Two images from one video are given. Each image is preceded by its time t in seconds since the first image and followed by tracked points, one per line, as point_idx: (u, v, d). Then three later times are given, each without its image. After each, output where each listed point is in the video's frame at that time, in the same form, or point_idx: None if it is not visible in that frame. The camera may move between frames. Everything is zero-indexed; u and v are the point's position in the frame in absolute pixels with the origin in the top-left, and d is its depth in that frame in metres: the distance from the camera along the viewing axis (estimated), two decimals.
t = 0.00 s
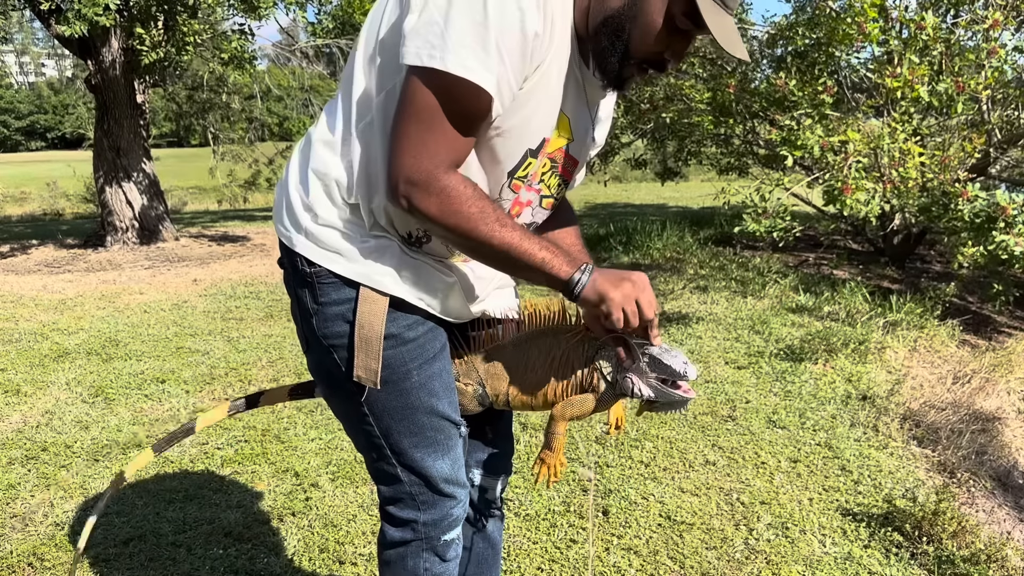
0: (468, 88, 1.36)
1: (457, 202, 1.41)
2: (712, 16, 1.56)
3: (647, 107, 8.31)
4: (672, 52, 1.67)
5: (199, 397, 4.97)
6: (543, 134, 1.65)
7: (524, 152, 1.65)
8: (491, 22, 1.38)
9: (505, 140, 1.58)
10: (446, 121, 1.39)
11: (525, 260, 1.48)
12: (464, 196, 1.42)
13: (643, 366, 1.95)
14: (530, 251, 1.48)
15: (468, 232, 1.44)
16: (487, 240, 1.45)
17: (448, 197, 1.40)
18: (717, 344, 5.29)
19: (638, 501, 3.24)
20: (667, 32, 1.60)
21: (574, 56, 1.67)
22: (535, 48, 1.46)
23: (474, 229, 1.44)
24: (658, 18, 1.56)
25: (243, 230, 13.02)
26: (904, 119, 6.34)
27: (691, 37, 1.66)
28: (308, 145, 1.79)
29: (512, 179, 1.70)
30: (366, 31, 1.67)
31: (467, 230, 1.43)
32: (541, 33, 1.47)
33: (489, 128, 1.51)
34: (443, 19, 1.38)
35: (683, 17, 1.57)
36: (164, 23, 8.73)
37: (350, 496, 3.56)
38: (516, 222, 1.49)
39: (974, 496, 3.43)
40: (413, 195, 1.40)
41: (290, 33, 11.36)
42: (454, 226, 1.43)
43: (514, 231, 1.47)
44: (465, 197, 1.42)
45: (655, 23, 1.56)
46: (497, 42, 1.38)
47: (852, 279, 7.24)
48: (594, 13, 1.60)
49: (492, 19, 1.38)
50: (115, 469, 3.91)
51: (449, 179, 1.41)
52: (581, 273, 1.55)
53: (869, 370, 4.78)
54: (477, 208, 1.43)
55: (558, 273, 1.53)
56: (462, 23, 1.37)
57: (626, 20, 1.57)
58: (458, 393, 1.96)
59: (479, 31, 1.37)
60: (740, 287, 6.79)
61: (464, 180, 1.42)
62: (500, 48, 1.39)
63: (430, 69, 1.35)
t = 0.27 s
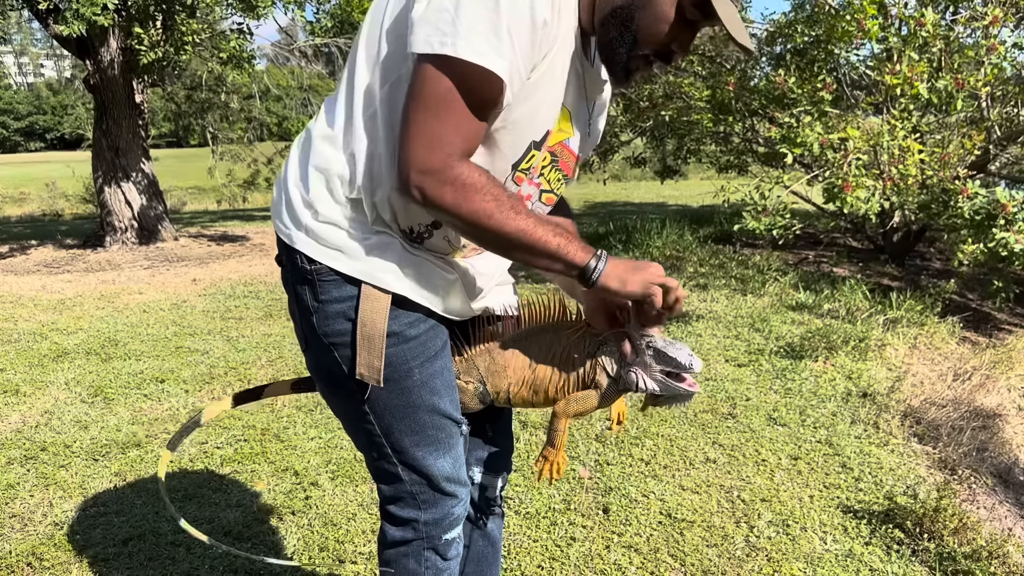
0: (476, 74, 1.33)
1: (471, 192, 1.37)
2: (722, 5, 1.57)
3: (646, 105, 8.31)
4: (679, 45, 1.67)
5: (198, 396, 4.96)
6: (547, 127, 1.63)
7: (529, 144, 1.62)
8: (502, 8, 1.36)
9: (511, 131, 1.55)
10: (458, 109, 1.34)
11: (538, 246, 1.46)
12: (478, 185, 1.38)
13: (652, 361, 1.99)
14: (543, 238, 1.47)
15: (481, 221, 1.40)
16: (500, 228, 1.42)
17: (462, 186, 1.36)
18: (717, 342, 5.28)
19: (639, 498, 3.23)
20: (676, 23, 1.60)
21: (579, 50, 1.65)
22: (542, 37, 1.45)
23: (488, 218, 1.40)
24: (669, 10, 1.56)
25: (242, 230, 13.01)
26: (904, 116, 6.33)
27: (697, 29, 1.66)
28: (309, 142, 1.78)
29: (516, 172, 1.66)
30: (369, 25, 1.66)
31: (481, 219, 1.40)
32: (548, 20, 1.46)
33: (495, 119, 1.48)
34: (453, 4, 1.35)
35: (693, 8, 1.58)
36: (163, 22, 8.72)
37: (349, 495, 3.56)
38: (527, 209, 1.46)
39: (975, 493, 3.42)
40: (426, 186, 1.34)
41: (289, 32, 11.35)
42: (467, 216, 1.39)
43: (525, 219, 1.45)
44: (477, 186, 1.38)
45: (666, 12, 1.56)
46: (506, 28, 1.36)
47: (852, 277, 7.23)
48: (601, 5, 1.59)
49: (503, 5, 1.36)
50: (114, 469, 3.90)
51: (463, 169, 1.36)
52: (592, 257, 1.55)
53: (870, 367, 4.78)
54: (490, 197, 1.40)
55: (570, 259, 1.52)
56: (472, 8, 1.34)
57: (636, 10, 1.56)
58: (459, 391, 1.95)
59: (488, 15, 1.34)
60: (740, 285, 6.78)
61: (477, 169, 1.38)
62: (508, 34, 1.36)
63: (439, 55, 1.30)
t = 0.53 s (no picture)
0: (477, 68, 1.31)
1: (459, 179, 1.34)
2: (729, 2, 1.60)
3: (646, 104, 8.30)
4: (684, 44, 1.69)
5: (199, 397, 4.96)
6: (549, 127, 1.62)
7: (531, 144, 1.62)
8: (504, 4, 1.35)
9: (513, 129, 1.55)
10: (444, 95, 1.32)
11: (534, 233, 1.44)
12: (465, 170, 1.34)
13: (660, 361, 1.98)
14: (534, 222, 1.43)
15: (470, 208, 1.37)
16: (489, 215, 1.39)
17: (449, 173, 1.33)
18: (718, 341, 5.27)
19: (640, 498, 3.23)
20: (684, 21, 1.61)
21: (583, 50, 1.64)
22: (545, 34, 1.45)
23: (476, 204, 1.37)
24: (678, 9, 1.57)
25: (243, 230, 13.01)
26: (904, 114, 6.33)
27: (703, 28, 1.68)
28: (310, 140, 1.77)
29: (518, 172, 1.65)
30: (371, 23, 1.64)
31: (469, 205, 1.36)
32: (552, 18, 1.46)
33: (495, 118, 1.48)
34: None
35: (701, 7, 1.60)
36: (162, 23, 8.73)
37: (350, 495, 3.56)
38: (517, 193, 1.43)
39: (976, 491, 3.42)
40: (413, 174, 1.32)
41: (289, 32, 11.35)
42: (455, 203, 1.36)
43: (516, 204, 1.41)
44: (465, 171, 1.34)
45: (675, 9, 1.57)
46: (509, 24, 1.35)
47: (853, 275, 7.22)
48: (608, 5, 1.58)
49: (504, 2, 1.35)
50: (115, 470, 3.90)
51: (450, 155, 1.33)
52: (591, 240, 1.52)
53: (871, 366, 4.77)
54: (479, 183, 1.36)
55: (564, 242, 1.48)
56: (474, 4, 1.33)
57: (645, 6, 1.55)
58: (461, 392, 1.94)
59: (490, 10, 1.33)
60: (741, 284, 6.78)
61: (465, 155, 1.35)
62: (512, 31, 1.36)
63: (436, 47, 1.29)
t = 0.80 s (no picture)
0: (477, 54, 1.31)
1: (452, 150, 1.31)
2: None
3: (647, 103, 8.30)
4: (690, 39, 1.69)
5: (201, 397, 4.96)
6: (551, 121, 1.61)
7: (534, 137, 1.60)
8: None
9: (515, 123, 1.53)
10: (429, 70, 1.29)
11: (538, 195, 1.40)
12: (457, 139, 1.31)
13: (666, 364, 2.00)
14: (536, 182, 1.38)
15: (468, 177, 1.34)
16: (488, 182, 1.35)
17: (442, 144, 1.30)
18: (719, 339, 5.27)
19: (643, 496, 3.23)
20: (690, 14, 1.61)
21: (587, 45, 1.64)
22: (547, 26, 1.44)
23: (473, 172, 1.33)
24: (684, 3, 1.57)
25: (244, 231, 13.02)
26: (905, 112, 6.33)
27: (707, 22, 1.68)
28: (314, 138, 1.78)
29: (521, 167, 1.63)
30: (372, 18, 1.65)
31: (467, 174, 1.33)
32: (553, 8, 1.45)
33: (496, 109, 1.46)
34: None
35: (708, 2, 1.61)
36: (163, 23, 8.74)
37: (353, 494, 3.56)
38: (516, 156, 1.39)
39: (979, 489, 3.41)
40: (404, 153, 1.29)
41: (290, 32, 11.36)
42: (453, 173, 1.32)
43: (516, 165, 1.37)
44: (457, 140, 1.31)
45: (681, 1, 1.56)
46: (508, 14, 1.35)
47: (855, 273, 7.21)
48: None
49: None
50: (118, 470, 3.91)
51: (440, 127, 1.30)
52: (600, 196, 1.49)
53: (873, 364, 4.77)
54: (474, 151, 1.33)
55: (570, 198, 1.44)
56: None
57: None
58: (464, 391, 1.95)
59: None
60: (742, 283, 6.77)
61: (458, 125, 1.32)
62: (513, 20, 1.35)
63: (430, 31, 1.28)
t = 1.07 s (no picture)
0: (484, 50, 1.30)
1: (464, 142, 1.29)
2: None
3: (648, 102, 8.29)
4: (696, 33, 1.67)
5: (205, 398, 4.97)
6: (556, 119, 1.60)
7: (539, 136, 1.59)
8: None
9: (519, 120, 1.53)
10: (436, 65, 1.28)
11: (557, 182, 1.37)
12: (468, 130, 1.29)
13: (669, 362, 2.02)
14: (554, 167, 1.36)
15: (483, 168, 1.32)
16: (505, 172, 1.33)
17: (453, 136, 1.28)
18: (722, 338, 5.27)
19: (647, 496, 3.23)
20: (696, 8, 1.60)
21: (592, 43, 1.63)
22: (551, 24, 1.44)
23: (488, 162, 1.32)
24: None
25: (247, 231, 13.03)
26: (908, 109, 6.32)
27: (715, 17, 1.67)
28: (319, 139, 1.78)
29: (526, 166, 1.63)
30: (377, 18, 1.64)
31: (482, 165, 1.32)
32: (557, 5, 1.45)
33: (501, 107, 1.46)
34: None
35: None
36: (165, 25, 8.75)
37: (357, 495, 3.56)
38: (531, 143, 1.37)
39: (984, 487, 3.40)
40: (416, 149, 1.28)
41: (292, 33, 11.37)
42: (467, 165, 1.31)
43: (531, 152, 1.35)
44: (468, 131, 1.29)
45: None
46: (513, 12, 1.34)
47: (857, 271, 7.20)
48: None
49: None
50: (122, 471, 3.91)
51: (450, 119, 1.28)
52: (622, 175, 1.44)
53: (876, 362, 4.76)
54: (488, 141, 1.31)
55: (593, 181, 1.41)
56: None
57: None
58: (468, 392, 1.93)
59: None
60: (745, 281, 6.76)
61: (468, 116, 1.30)
62: (518, 16, 1.34)
63: (437, 28, 1.27)
